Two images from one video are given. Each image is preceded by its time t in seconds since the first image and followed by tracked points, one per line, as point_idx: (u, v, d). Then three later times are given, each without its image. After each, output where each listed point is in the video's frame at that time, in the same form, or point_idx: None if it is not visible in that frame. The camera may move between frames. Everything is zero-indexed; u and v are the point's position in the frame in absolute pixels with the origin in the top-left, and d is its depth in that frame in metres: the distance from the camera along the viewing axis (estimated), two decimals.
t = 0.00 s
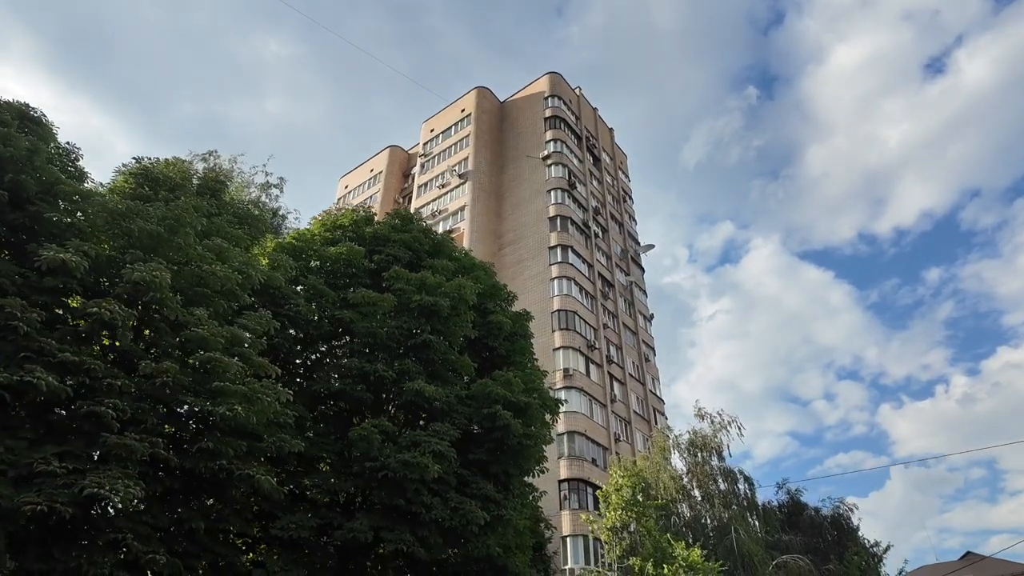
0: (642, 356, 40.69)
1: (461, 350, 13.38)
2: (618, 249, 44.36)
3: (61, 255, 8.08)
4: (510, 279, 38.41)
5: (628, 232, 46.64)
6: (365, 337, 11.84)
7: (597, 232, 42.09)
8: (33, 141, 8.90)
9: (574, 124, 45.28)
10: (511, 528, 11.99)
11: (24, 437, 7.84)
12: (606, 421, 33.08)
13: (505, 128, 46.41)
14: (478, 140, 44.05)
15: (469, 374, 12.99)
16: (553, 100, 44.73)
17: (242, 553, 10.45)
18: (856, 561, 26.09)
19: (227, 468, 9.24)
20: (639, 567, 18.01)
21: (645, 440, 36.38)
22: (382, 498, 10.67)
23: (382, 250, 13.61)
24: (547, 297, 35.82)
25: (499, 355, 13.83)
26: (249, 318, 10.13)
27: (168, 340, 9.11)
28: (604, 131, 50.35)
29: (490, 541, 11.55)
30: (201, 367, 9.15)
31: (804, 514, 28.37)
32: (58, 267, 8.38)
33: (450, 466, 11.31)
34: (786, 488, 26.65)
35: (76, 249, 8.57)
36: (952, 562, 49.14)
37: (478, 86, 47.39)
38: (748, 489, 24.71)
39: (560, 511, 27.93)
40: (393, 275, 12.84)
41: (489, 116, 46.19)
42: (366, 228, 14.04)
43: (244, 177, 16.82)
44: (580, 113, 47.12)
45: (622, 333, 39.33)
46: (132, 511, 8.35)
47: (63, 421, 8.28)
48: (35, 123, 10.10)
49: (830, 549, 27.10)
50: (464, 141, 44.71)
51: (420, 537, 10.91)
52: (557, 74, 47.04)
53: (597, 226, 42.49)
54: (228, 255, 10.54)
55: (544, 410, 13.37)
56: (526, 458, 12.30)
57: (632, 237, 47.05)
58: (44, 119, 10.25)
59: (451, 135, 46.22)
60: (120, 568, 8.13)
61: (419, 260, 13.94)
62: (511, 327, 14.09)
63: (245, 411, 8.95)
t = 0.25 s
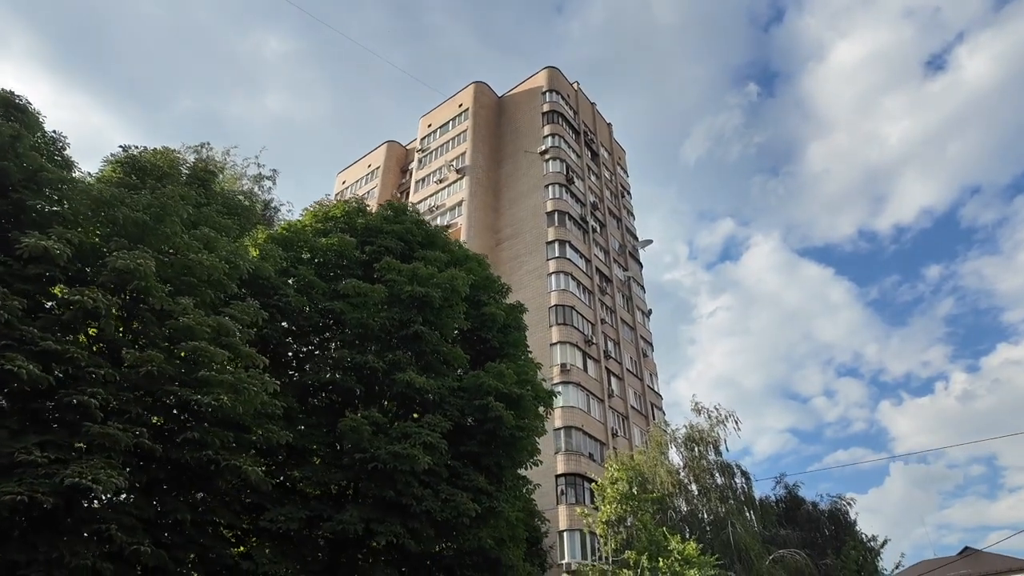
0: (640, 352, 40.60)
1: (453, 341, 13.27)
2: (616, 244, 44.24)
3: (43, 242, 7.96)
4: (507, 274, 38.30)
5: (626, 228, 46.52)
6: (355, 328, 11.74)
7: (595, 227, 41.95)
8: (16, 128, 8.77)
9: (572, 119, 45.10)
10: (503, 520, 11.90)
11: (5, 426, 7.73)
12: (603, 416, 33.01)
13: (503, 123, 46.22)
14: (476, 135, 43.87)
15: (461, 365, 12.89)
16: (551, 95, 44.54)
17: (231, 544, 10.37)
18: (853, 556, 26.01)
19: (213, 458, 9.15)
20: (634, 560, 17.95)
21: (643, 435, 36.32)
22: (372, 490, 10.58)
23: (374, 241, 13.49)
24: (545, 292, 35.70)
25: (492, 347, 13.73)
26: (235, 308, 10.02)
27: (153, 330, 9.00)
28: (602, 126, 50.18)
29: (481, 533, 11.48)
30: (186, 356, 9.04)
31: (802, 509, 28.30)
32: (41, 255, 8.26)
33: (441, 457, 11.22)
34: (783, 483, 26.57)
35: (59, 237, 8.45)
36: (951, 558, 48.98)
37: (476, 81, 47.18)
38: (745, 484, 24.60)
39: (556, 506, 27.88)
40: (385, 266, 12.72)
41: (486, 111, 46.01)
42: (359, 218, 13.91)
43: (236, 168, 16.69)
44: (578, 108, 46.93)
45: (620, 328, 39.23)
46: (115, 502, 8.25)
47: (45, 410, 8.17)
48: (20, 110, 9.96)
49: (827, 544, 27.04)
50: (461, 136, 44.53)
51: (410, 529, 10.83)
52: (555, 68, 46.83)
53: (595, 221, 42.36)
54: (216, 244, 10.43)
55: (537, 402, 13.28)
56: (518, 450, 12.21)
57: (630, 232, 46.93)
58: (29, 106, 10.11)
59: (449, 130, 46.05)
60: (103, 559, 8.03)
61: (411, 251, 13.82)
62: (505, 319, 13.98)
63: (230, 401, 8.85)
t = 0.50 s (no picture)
0: (639, 346, 40.53)
1: (447, 334, 13.18)
2: (615, 239, 44.10)
3: (26, 232, 7.83)
4: (506, 269, 38.15)
5: (625, 222, 46.38)
6: (347, 321, 11.64)
7: (593, 222, 41.81)
8: None
9: (571, 113, 44.87)
10: (497, 515, 11.80)
11: None
12: (601, 410, 32.94)
13: (501, 117, 46.01)
14: (474, 129, 43.68)
15: (455, 358, 12.78)
16: (550, 89, 44.32)
17: (221, 539, 10.28)
18: (851, 550, 25.99)
19: (201, 451, 9.04)
20: (630, 554, 17.92)
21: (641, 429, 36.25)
22: (363, 484, 10.48)
23: (368, 234, 13.36)
24: (543, 286, 35.57)
25: (486, 340, 13.62)
26: (224, 300, 9.91)
27: (140, 322, 8.89)
28: (601, 120, 50.01)
29: (474, 527, 11.39)
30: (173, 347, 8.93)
31: (800, 503, 28.24)
32: (25, 246, 8.14)
33: (433, 451, 11.11)
34: (781, 477, 26.51)
35: (43, 227, 8.33)
36: (948, 552, 48.84)
37: (474, 75, 46.95)
38: (743, 478, 24.49)
39: (554, 500, 27.82)
40: (377, 258, 12.60)
41: (485, 105, 45.79)
42: (352, 210, 13.78)
43: (229, 161, 16.56)
44: (577, 102, 46.71)
45: (618, 323, 39.13)
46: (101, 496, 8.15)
47: (28, 403, 8.05)
48: (6, 100, 9.82)
49: (825, 538, 27.02)
50: (460, 130, 44.33)
51: (402, 523, 10.72)
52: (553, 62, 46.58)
53: (594, 215, 42.23)
54: (205, 235, 10.31)
55: (531, 395, 13.18)
56: (513, 444, 12.12)
57: (629, 227, 46.78)
58: (15, 96, 9.98)
59: (447, 124, 45.85)
60: (89, 553, 7.92)
61: (405, 244, 13.70)
62: (499, 312, 13.86)
63: (218, 393, 8.74)
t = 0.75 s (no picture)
0: (638, 337, 40.46)
1: (440, 321, 13.08)
2: (614, 229, 43.94)
3: (8, 215, 7.71)
4: (504, 259, 38.03)
5: (624, 212, 46.20)
6: (339, 307, 11.54)
7: (592, 212, 41.64)
8: None
9: (570, 102, 44.59)
10: (490, 502, 11.74)
11: None
12: (599, 400, 32.90)
13: (500, 107, 45.73)
14: (472, 119, 43.42)
15: (448, 346, 12.68)
16: (549, 78, 44.01)
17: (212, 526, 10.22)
18: (848, 539, 25.96)
19: (189, 436, 8.99)
20: (626, 543, 17.90)
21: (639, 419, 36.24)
22: (354, 471, 10.40)
23: (360, 220, 13.23)
24: (541, 276, 35.44)
25: (480, 327, 13.52)
26: (212, 285, 9.82)
27: (126, 307, 8.79)
28: (601, 110, 49.72)
29: (467, 514, 11.33)
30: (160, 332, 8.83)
31: (798, 493, 28.20)
32: (7, 228, 8.02)
33: (425, 438, 11.03)
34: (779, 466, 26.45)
35: (27, 210, 8.21)
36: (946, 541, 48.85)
37: (473, 64, 46.61)
38: (741, 468, 24.36)
39: (552, 490, 27.81)
40: (369, 244, 12.47)
41: (483, 94, 45.50)
42: (344, 197, 13.64)
43: (222, 148, 16.41)
44: (576, 91, 46.42)
45: (617, 313, 39.03)
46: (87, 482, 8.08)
47: (12, 388, 7.95)
48: None
49: (823, 528, 27.01)
50: (458, 120, 44.07)
51: (394, 510, 10.65)
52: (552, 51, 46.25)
53: (593, 205, 42.05)
54: (194, 220, 10.20)
55: (525, 382, 13.09)
56: (506, 431, 12.03)
57: (628, 217, 46.61)
58: None
59: (445, 114, 45.58)
60: (75, 539, 7.87)
61: (398, 230, 13.57)
62: (494, 299, 13.75)
63: (206, 377, 8.65)
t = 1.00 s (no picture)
0: (637, 327, 40.39)
1: (436, 309, 12.99)
2: (614, 219, 43.77)
3: None
4: (503, 249, 37.89)
5: (624, 202, 46.02)
6: (332, 294, 11.46)
7: (591, 202, 41.47)
8: None
9: (569, 92, 44.31)
10: (485, 491, 11.68)
11: None
12: (598, 390, 32.87)
13: (499, 96, 45.45)
14: (471, 108, 43.16)
15: (443, 333, 12.58)
16: (548, 67, 43.72)
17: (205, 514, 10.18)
18: (846, 529, 25.94)
19: (179, 424, 8.92)
20: (622, 531, 17.92)
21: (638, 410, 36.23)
22: (348, 458, 10.34)
23: (354, 207, 13.10)
24: (540, 267, 35.32)
25: (476, 315, 13.42)
26: (202, 271, 9.72)
27: (115, 292, 8.70)
28: (601, 99, 49.42)
29: (462, 501, 11.28)
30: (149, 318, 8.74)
31: (796, 482, 28.16)
32: None
33: (419, 425, 10.96)
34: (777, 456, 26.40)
35: (12, 194, 8.08)
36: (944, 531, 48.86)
37: (472, 53, 46.28)
38: (739, 457, 24.24)
39: (549, 479, 27.81)
40: (363, 231, 12.35)
41: (482, 83, 45.21)
42: (338, 183, 13.52)
43: (215, 135, 16.27)
44: (575, 80, 46.13)
45: (616, 303, 38.94)
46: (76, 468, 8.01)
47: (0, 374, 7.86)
48: None
49: (821, 517, 27.04)
50: (456, 109, 43.81)
51: (388, 498, 10.60)
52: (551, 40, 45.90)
53: (592, 195, 41.87)
54: (184, 205, 10.09)
55: (521, 371, 13.00)
56: (501, 419, 11.96)
57: (627, 207, 46.42)
58: None
59: (444, 103, 45.32)
60: (64, 527, 7.80)
61: (393, 217, 13.44)
62: (489, 286, 13.64)
63: (195, 363, 8.54)
